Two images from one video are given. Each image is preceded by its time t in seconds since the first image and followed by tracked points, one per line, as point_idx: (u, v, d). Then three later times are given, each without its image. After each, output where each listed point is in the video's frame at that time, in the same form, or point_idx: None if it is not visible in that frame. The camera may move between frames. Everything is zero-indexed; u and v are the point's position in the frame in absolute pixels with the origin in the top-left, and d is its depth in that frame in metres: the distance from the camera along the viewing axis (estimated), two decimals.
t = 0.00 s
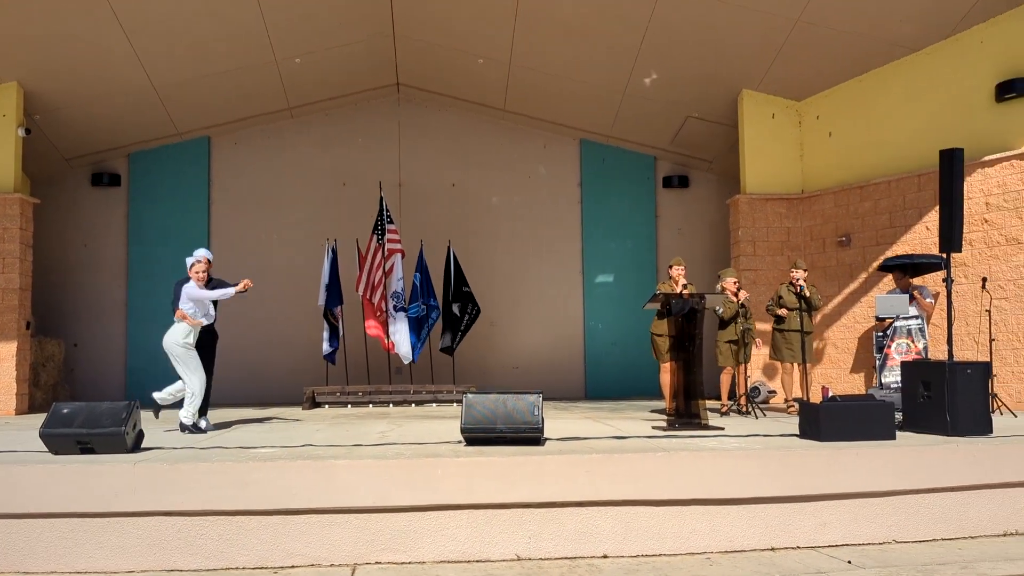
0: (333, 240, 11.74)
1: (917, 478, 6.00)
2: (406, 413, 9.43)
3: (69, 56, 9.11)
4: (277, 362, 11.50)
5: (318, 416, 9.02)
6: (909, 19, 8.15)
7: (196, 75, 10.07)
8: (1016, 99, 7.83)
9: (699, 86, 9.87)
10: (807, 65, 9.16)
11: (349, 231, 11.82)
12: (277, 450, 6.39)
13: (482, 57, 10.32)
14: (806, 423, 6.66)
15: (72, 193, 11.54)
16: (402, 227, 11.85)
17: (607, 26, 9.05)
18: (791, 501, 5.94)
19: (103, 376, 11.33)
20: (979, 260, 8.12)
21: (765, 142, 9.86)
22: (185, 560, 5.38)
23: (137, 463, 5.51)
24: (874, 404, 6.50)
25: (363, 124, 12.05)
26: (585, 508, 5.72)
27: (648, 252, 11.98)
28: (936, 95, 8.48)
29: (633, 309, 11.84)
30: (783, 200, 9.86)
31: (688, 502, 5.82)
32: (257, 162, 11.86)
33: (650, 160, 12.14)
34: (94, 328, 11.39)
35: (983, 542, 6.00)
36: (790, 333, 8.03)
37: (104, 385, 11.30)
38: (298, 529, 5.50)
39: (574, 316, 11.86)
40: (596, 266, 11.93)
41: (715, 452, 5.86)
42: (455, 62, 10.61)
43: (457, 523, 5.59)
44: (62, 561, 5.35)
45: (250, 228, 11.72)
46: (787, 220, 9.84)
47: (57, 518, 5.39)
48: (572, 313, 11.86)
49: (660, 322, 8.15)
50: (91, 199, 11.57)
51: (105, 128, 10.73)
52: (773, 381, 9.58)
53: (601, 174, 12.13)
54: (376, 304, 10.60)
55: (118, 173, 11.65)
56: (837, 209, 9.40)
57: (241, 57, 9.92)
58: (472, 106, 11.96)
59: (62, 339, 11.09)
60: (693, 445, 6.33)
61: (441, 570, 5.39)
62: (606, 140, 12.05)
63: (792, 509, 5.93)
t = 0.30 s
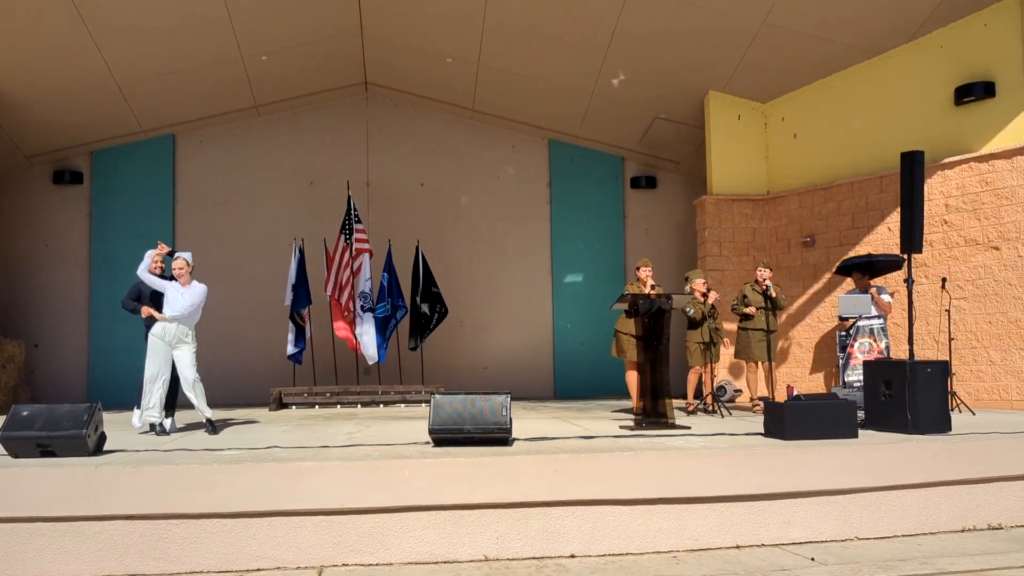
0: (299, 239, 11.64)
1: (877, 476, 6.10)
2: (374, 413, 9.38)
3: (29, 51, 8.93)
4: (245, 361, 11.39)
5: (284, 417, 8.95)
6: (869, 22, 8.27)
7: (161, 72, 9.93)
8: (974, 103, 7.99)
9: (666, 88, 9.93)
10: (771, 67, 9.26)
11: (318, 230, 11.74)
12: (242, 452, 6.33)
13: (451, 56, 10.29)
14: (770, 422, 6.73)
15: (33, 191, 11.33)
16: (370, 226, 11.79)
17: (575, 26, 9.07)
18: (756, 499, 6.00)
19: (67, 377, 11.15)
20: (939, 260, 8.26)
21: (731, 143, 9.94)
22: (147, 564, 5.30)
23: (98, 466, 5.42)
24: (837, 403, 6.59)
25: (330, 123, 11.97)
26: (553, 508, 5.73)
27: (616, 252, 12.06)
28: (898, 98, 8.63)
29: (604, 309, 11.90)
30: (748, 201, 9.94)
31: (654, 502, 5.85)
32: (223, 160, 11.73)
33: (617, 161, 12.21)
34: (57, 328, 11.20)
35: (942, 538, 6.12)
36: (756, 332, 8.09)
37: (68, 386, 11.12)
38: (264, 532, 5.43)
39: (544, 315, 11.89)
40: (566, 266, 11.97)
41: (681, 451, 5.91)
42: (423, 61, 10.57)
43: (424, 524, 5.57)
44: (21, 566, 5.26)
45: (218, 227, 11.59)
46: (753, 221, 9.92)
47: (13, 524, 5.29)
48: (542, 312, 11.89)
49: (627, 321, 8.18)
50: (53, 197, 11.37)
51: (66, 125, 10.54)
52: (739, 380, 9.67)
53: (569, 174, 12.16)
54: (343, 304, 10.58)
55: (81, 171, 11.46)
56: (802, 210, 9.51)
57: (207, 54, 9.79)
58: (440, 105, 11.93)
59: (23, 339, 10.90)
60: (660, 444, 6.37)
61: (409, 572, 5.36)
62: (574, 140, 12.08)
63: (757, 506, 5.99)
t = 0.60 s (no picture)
0: (268, 239, 11.55)
1: (842, 474, 6.17)
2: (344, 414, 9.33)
3: None
4: (215, 362, 11.29)
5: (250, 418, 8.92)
6: (833, 26, 8.39)
7: (126, 70, 9.79)
8: (936, 106, 8.12)
9: (635, 89, 10.00)
10: (737, 69, 9.36)
11: (288, 229, 11.66)
12: (209, 454, 6.27)
13: (421, 56, 10.27)
14: (736, 420, 6.80)
15: None
16: (339, 226, 11.72)
17: (544, 27, 9.09)
18: (723, 498, 6.05)
19: (31, 378, 10.97)
20: (902, 261, 8.38)
21: (699, 145, 10.02)
22: (110, 568, 5.23)
23: (60, 469, 5.33)
24: (802, 402, 6.68)
25: (300, 122, 11.89)
26: (522, 508, 5.74)
27: (587, 252, 12.11)
28: (862, 101, 8.76)
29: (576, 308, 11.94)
30: (716, 202, 10.02)
31: (622, 501, 5.88)
32: (191, 159, 11.61)
33: (587, 161, 12.27)
34: (21, 329, 11.01)
35: (904, 534, 6.22)
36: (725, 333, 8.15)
37: (32, 388, 10.94)
38: (230, 535, 5.37)
39: (516, 315, 11.90)
40: (538, 266, 11.99)
41: (651, 451, 5.94)
42: (393, 60, 10.54)
43: (394, 524, 5.54)
44: None
45: (188, 226, 11.48)
46: (720, 222, 9.99)
47: None
48: (514, 312, 11.90)
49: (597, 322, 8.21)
50: (16, 196, 11.18)
51: (29, 123, 10.37)
52: (708, 380, 9.75)
53: (540, 175, 12.18)
54: (312, 304, 10.51)
55: (44, 170, 11.29)
56: (769, 212, 9.61)
57: (173, 52, 9.68)
58: (410, 105, 11.90)
59: None
60: (628, 444, 6.40)
61: (377, 573, 5.33)
62: (544, 140, 12.11)
63: (723, 505, 6.05)
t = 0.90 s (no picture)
0: (239, 238, 11.46)
1: (810, 471, 6.24)
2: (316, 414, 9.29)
3: None
4: (186, 363, 11.18)
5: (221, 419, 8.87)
6: (802, 28, 8.49)
7: (95, 67, 9.66)
8: (903, 108, 8.25)
9: (607, 90, 10.04)
10: (709, 71, 9.43)
11: (260, 229, 11.57)
12: (178, 455, 6.19)
13: (394, 56, 10.24)
14: (707, 419, 6.85)
15: None
16: (311, 225, 11.66)
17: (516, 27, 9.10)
18: (694, 496, 6.10)
19: None
20: (870, 261, 8.50)
21: (671, 145, 10.09)
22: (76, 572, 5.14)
23: (24, 472, 5.25)
24: (772, 400, 6.75)
25: (271, 120, 11.80)
26: (494, 507, 5.73)
27: (560, 252, 12.14)
28: (831, 103, 8.88)
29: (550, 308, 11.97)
30: (688, 202, 10.09)
31: (593, 500, 5.90)
32: (161, 158, 11.48)
33: (561, 162, 12.30)
34: None
35: (872, 531, 6.30)
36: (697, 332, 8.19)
37: None
38: (199, 537, 5.30)
39: (491, 315, 11.91)
40: (512, 265, 12.01)
41: (622, 450, 5.96)
42: (366, 59, 10.50)
43: (365, 525, 5.51)
44: None
45: (159, 226, 11.35)
46: (692, 222, 10.07)
47: None
48: (489, 312, 11.91)
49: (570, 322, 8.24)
50: None
51: None
52: (680, 379, 9.82)
53: (513, 175, 12.19)
54: (285, 304, 10.42)
55: (10, 167, 11.11)
56: (739, 212, 9.69)
57: (142, 49, 9.57)
58: (383, 104, 11.86)
59: None
60: (600, 443, 6.42)
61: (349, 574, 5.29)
62: (518, 140, 12.12)
63: (694, 503, 6.09)
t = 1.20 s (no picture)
0: (212, 237, 11.38)
1: (780, 470, 6.30)
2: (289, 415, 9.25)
3: None
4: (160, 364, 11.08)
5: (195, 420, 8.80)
6: (774, 30, 8.56)
7: (64, 65, 9.54)
8: (874, 111, 8.36)
9: (582, 91, 10.07)
10: (682, 72, 9.49)
11: (234, 229, 11.49)
12: (149, 457, 6.12)
13: (369, 55, 10.21)
14: (680, 418, 6.88)
15: None
16: (285, 225, 11.58)
17: (491, 28, 9.10)
18: (667, 495, 6.12)
19: None
20: (841, 261, 8.60)
21: (645, 146, 10.15)
22: None
23: None
24: (745, 400, 6.79)
25: (245, 119, 11.71)
26: (469, 508, 5.70)
27: (536, 253, 12.18)
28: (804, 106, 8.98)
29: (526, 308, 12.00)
30: (662, 203, 10.14)
31: (568, 500, 5.90)
32: (133, 157, 11.35)
33: (536, 162, 12.33)
34: None
35: (842, 529, 6.37)
36: (669, 332, 8.23)
37: None
38: (170, 540, 5.21)
39: (467, 315, 11.91)
40: (488, 266, 12.03)
41: (595, 450, 5.97)
42: (340, 59, 10.46)
43: (339, 527, 5.44)
44: None
45: (131, 226, 11.24)
46: (667, 223, 10.13)
47: None
48: (465, 312, 11.91)
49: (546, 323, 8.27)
50: None
51: None
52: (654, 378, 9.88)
53: (489, 175, 12.20)
54: (261, 306, 10.37)
55: None
56: (713, 213, 9.76)
57: (113, 47, 9.46)
58: (358, 104, 11.82)
59: None
60: (573, 443, 6.43)
61: None
62: (493, 140, 12.13)
63: (667, 502, 6.12)
